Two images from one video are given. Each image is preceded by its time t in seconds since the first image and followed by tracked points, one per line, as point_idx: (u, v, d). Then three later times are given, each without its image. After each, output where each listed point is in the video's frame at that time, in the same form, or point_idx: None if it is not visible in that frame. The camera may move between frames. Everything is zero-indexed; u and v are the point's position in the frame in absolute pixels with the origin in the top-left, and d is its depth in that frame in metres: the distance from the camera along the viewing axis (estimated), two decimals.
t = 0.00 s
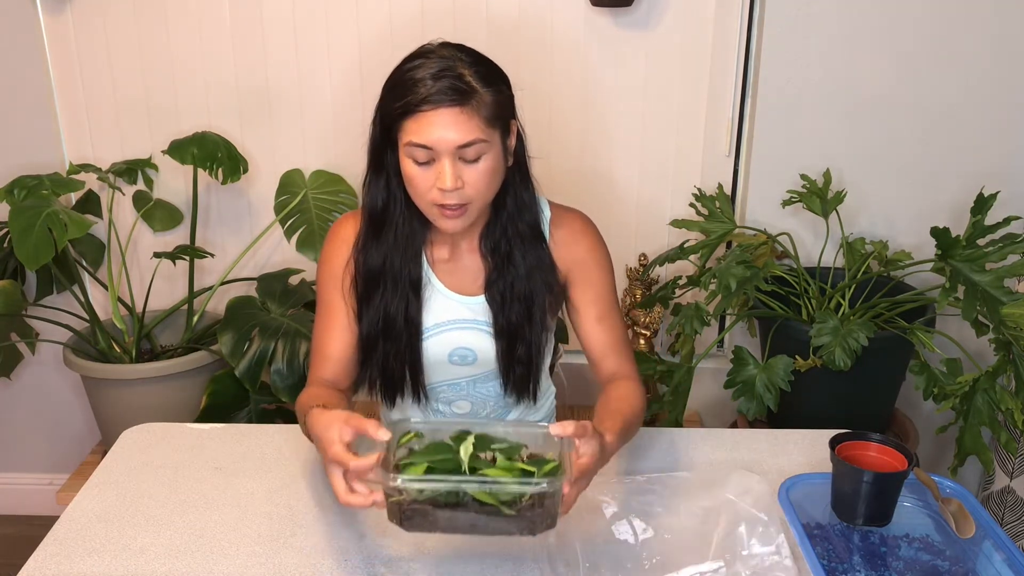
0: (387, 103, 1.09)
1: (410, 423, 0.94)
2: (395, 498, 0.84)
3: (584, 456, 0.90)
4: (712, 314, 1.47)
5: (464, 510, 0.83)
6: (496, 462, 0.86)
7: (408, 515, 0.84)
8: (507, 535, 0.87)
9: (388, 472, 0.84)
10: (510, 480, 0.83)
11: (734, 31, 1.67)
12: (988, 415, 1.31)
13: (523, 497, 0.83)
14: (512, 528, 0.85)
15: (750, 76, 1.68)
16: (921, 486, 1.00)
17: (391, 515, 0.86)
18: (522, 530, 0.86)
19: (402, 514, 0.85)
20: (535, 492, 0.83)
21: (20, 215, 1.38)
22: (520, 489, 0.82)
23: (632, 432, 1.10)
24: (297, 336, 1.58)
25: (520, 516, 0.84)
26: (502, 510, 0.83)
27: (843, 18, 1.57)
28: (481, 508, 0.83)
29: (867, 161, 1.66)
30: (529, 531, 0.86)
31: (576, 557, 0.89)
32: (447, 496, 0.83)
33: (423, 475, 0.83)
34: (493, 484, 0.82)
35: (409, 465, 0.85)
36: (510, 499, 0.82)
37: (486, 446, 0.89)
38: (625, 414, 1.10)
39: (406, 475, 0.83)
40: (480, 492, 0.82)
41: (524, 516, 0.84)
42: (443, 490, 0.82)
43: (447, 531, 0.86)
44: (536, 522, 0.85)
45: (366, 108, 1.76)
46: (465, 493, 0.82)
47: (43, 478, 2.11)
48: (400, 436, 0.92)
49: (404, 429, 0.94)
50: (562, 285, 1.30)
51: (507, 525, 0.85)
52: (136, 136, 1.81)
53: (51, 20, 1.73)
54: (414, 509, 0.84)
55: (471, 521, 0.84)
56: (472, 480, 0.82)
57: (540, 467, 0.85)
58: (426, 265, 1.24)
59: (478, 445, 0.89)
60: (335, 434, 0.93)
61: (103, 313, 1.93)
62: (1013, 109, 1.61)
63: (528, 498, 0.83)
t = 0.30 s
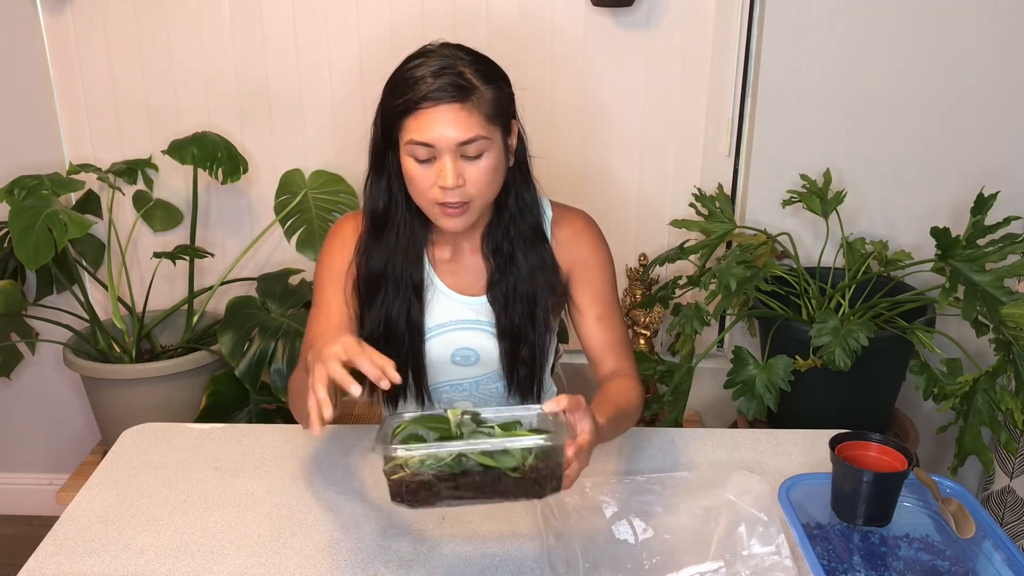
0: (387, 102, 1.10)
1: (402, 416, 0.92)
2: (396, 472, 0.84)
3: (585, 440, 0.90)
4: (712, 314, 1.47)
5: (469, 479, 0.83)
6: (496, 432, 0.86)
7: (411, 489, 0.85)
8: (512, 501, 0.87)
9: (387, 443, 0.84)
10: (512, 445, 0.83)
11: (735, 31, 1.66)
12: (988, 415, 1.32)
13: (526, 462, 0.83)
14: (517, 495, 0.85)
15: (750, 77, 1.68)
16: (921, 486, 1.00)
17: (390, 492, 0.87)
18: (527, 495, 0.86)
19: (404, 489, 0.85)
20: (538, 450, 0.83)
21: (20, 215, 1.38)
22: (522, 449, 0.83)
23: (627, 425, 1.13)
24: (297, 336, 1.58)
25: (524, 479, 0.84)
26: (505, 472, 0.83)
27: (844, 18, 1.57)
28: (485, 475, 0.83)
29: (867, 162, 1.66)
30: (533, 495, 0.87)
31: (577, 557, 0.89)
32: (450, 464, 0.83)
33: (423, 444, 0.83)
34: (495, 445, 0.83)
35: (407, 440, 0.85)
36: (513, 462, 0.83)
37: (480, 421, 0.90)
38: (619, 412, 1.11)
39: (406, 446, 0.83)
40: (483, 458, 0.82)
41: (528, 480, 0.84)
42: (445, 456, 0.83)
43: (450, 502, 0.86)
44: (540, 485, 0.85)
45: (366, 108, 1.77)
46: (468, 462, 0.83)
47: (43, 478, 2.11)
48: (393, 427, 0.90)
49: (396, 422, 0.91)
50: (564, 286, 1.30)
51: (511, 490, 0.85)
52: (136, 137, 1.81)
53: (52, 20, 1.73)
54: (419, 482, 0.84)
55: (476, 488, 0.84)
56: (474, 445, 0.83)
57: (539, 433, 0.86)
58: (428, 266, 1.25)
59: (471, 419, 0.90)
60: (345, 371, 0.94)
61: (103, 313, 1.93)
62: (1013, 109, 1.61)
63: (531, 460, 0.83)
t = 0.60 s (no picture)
0: (386, 103, 1.10)
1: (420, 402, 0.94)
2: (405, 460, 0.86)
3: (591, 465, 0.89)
4: (712, 314, 1.47)
5: (473, 481, 0.85)
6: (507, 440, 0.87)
7: (415, 478, 0.87)
8: (513, 508, 0.88)
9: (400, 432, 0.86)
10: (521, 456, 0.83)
11: (734, 31, 1.66)
12: (988, 415, 1.32)
13: (532, 475, 0.83)
14: (518, 503, 0.86)
15: (750, 77, 1.68)
16: (921, 486, 1.00)
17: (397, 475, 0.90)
18: (528, 506, 0.87)
19: (409, 476, 0.88)
20: (546, 468, 0.83)
21: (20, 214, 1.38)
22: (530, 464, 0.83)
23: (629, 429, 1.12)
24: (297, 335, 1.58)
25: (526, 491, 0.84)
26: (509, 482, 0.84)
27: (844, 18, 1.57)
28: (489, 480, 0.84)
29: (867, 162, 1.66)
30: (534, 507, 0.87)
31: (577, 558, 0.89)
32: (456, 464, 0.84)
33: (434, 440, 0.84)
34: (503, 455, 0.83)
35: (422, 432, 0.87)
36: (518, 473, 0.83)
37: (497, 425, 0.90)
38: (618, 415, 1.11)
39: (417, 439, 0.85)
40: (490, 463, 0.83)
41: (531, 493, 0.85)
42: (453, 456, 0.84)
43: (452, 498, 0.88)
44: (542, 499, 0.86)
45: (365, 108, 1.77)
46: (474, 464, 0.84)
47: (43, 478, 2.10)
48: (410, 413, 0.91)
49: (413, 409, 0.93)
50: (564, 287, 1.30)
51: (513, 498, 0.86)
52: (136, 137, 1.81)
53: (52, 20, 1.73)
54: (424, 475, 0.86)
55: (478, 491, 0.86)
56: (483, 450, 0.83)
57: (552, 448, 0.85)
58: (429, 266, 1.25)
59: (490, 421, 0.90)
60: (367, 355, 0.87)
61: (103, 313, 1.93)
62: (1013, 109, 1.61)
63: (536, 475, 0.83)
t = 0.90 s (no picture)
0: (385, 107, 1.10)
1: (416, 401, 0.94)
2: (398, 455, 0.86)
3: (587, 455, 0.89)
4: (712, 314, 1.47)
5: (466, 473, 0.84)
6: (499, 431, 0.87)
7: (408, 474, 0.86)
8: (506, 499, 0.88)
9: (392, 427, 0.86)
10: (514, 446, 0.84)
11: (734, 30, 1.66)
12: (988, 415, 1.32)
13: (525, 465, 0.84)
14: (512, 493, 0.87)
15: (750, 77, 1.68)
16: (921, 486, 1.00)
17: (389, 472, 0.89)
18: (521, 496, 0.87)
19: (401, 471, 0.87)
20: (538, 456, 0.83)
21: (20, 214, 1.38)
22: (522, 453, 0.83)
23: (628, 428, 1.13)
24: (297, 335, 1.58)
25: (520, 481, 0.85)
26: (502, 472, 0.84)
27: (843, 18, 1.57)
28: (482, 471, 0.84)
29: (867, 162, 1.66)
30: (527, 497, 0.87)
31: (577, 557, 0.89)
32: (449, 457, 0.84)
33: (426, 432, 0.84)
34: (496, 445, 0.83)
35: (415, 427, 0.87)
36: (510, 463, 0.83)
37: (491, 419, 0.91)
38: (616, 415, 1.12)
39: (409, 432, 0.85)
40: (483, 454, 0.83)
41: (524, 483, 0.85)
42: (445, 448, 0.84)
43: (446, 492, 0.88)
44: (536, 489, 0.86)
45: (366, 108, 1.77)
46: (467, 456, 0.83)
47: (43, 478, 2.10)
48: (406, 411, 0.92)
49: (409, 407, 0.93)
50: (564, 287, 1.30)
51: (506, 489, 0.86)
52: (136, 137, 1.81)
53: (51, 19, 1.73)
54: (417, 469, 0.85)
55: (472, 483, 0.86)
56: (476, 441, 0.83)
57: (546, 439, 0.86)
58: (430, 268, 1.25)
59: (482, 415, 0.91)
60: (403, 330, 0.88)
61: (103, 313, 1.93)
62: (1013, 109, 1.61)
63: (529, 464, 0.84)
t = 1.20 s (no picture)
0: (389, 107, 1.10)
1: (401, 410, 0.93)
2: (385, 463, 0.84)
3: (577, 448, 0.90)
4: (712, 314, 1.47)
5: (456, 472, 0.84)
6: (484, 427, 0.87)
7: (398, 479, 0.84)
8: (498, 495, 0.87)
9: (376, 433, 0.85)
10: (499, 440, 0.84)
11: (734, 31, 1.66)
12: (988, 415, 1.31)
13: (513, 457, 0.84)
14: (504, 489, 0.86)
15: (750, 77, 1.68)
16: (921, 486, 1.00)
17: (380, 484, 0.87)
18: (512, 489, 0.86)
19: (390, 478, 0.85)
20: (526, 447, 0.83)
21: (20, 214, 1.38)
22: (509, 447, 0.83)
23: (624, 428, 1.13)
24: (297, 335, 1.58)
25: (510, 474, 0.84)
26: (491, 468, 0.83)
27: (843, 18, 1.58)
28: (472, 469, 0.84)
29: (867, 162, 1.66)
30: (519, 490, 0.87)
31: (577, 557, 0.89)
32: (436, 457, 0.83)
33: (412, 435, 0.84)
34: (483, 440, 0.83)
35: (400, 432, 0.86)
36: (499, 459, 0.83)
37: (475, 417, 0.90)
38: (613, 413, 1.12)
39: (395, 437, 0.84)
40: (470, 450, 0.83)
41: (515, 476, 0.85)
42: (433, 448, 0.83)
43: (437, 495, 0.86)
44: (527, 483, 0.86)
45: (366, 108, 1.77)
46: (455, 454, 0.83)
47: (43, 478, 2.10)
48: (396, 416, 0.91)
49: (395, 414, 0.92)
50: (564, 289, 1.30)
51: (497, 485, 0.85)
52: (136, 137, 1.81)
53: (51, 19, 1.73)
54: (407, 475, 0.84)
55: (463, 482, 0.85)
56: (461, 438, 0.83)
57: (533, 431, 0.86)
58: (431, 270, 1.26)
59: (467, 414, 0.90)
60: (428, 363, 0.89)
61: (103, 313, 1.93)
62: (1013, 109, 1.61)
63: (518, 457, 0.84)
